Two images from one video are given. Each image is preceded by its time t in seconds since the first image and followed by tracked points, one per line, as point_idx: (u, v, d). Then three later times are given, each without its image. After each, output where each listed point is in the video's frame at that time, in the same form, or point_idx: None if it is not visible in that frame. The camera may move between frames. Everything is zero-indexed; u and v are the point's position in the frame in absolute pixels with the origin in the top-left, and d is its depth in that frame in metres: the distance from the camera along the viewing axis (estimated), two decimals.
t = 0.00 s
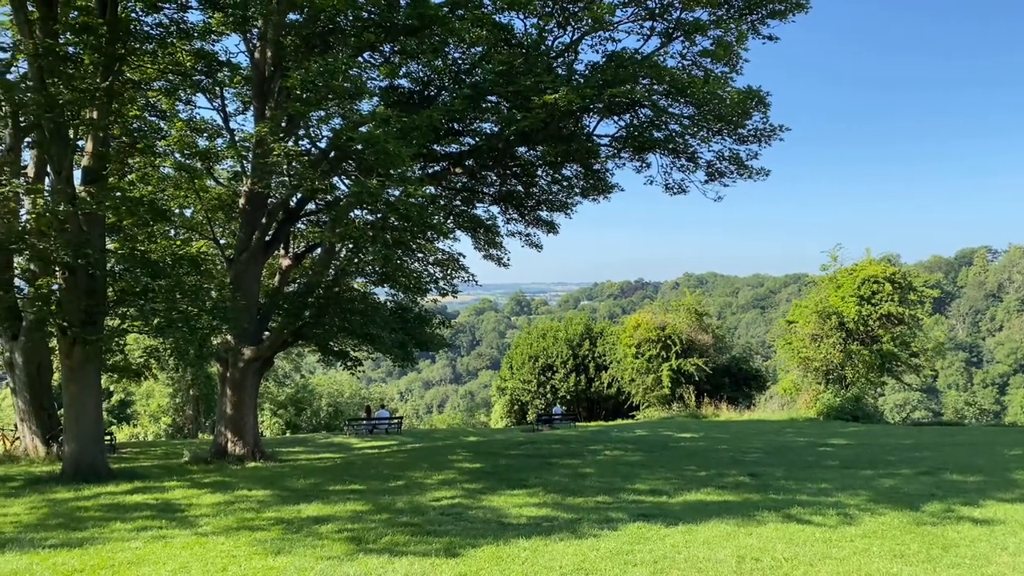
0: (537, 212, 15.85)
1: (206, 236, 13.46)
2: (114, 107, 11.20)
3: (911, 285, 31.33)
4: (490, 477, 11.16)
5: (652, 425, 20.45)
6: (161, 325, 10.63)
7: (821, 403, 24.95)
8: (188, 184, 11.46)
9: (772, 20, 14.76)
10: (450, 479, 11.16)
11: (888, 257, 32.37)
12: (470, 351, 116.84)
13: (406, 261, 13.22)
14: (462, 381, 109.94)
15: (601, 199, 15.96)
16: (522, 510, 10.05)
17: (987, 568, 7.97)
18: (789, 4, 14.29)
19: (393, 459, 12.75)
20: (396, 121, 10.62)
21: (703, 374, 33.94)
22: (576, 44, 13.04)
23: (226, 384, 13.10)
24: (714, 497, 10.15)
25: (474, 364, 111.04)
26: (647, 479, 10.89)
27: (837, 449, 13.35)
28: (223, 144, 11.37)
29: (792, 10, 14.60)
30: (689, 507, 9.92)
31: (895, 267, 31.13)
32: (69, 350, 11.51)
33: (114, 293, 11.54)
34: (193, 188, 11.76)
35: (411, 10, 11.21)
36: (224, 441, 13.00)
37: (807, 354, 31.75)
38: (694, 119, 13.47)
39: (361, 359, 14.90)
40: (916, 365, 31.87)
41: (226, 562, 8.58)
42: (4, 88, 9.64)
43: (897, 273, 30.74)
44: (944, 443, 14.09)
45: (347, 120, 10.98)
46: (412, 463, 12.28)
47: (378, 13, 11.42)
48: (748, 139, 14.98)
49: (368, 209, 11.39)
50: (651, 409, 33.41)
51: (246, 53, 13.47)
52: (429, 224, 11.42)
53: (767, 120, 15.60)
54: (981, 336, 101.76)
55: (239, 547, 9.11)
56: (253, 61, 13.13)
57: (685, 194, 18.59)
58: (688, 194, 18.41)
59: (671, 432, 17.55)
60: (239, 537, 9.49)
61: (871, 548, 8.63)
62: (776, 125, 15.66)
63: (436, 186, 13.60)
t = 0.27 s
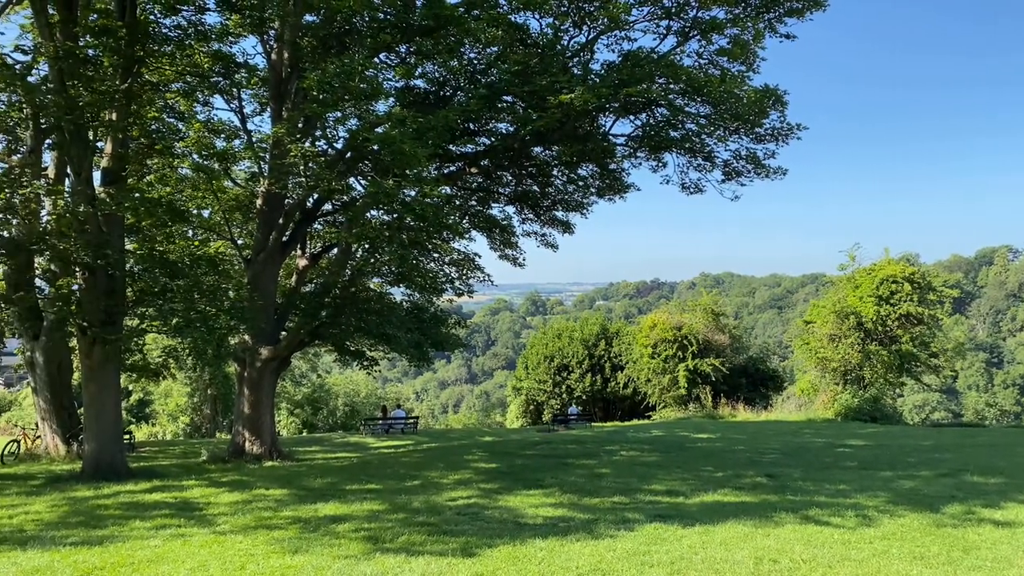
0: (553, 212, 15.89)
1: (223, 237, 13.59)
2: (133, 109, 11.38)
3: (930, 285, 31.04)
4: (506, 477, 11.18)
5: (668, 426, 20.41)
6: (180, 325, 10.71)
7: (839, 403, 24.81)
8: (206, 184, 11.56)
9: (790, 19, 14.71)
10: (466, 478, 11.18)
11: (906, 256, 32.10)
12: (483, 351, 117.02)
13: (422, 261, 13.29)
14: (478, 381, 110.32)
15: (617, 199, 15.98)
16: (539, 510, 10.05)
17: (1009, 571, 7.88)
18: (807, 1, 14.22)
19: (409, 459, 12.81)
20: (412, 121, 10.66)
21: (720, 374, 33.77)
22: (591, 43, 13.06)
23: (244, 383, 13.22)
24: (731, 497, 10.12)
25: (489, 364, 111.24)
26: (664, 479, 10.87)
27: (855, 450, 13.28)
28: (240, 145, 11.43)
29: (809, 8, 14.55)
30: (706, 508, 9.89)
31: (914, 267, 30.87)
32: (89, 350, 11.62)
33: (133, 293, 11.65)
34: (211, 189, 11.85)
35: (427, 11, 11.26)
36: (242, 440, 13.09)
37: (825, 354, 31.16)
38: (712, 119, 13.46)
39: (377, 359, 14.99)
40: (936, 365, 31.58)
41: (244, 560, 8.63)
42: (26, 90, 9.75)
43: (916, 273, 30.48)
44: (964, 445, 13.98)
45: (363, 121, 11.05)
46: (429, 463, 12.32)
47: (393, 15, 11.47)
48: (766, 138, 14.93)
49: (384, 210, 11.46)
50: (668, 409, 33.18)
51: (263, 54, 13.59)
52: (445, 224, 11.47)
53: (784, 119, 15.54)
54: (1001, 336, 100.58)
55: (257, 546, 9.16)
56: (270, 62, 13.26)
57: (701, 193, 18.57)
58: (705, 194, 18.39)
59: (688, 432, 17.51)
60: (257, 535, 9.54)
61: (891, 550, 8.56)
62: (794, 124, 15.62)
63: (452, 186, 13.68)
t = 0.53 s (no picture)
0: (565, 211, 15.92)
1: (237, 237, 13.70)
2: (147, 109, 11.50)
3: (946, 284, 30.79)
4: (519, 477, 11.19)
5: (681, 426, 20.38)
6: (194, 324, 10.73)
7: (853, 404, 24.71)
8: (220, 185, 11.65)
9: (804, 17, 14.65)
10: (479, 478, 11.20)
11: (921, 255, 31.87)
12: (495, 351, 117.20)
13: (434, 261, 13.34)
14: (490, 381, 110.54)
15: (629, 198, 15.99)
16: (551, 510, 10.05)
17: None
18: None
19: (422, 458, 12.84)
20: (424, 121, 10.69)
21: (733, 374, 33.62)
22: (604, 42, 13.08)
23: (257, 383, 13.30)
24: (745, 498, 10.09)
25: (501, 364, 111.42)
26: (677, 479, 10.86)
27: (870, 450, 13.23)
28: (254, 146, 11.48)
29: (824, 6, 14.48)
30: (719, 508, 9.87)
31: (929, 266, 30.63)
32: (104, 349, 11.72)
33: (147, 293, 11.72)
34: (225, 189, 11.97)
35: (440, 11, 11.30)
36: (255, 439, 13.20)
37: (839, 354, 31.18)
38: (725, 118, 13.44)
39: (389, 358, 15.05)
40: (952, 365, 31.33)
41: (258, 559, 8.66)
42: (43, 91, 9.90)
43: (932, 272, 30.25)
44: (980, 445, 13.88)
45: (376, 121, 11.09)
46: (441, 462, 12.35)
47: (406, 15, 11.49)
48: (780, 137, 14.91)
49: (397, 210, 11.50)
50: (681, 410, 33.18)
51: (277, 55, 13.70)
52: (458, 224, 11.49)
53: (799, 117, 15.50)
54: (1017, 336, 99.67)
55: (271, 544, 9.19)
56: (284, 63, 13.34)
57: (715, 192, 18.57)
58: (718, 192, 18.38)
59: (701, 432, 17.48)
60: (271, 534, 9.57)
61: (906, 551, 8.50)
62: (808, 122, 15.57)
63: (464, 185, 13.75)
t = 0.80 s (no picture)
0: (576, 211, 15.96)
1: (250, 236, 13.81)
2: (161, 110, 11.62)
3: (961, 284, 30.54)
4: (530, 477, 11.19)
5: (693, 426, 20.34)
6: (207, 324, 10.77)
7: (867, 404, 24.58)
8: (232, 185, 11.74)
9: (817, 15, 14.59)
10: (490, 478, 11.21)
11: (935, 255, 31.63)
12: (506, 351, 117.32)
13: (446, 260, 13.39)
14: (501, 381, 110.75)
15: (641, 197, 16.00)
16: (563, 510, 10.05)
17: None
18: None
19: (434, 458, 12.87)
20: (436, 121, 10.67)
21: (745, 374, 33.50)
22: (615, 41, 13.09)
23: (270, 382, 13.39)
24: (757, 498, 10.06)
25: (513, 364, 111.55)
26: (689, 479, 10.85)
27: (883, 450, 13.17)
28: (266, 146, 11.75)
29: (838, 4, 14.41)
30: (732, 508, 9.84)
31: (944, 266, 30.39)
32: (118, 349, 11.80)
33: (161, 293, 11.79)
34: (238, 189, 12.07)
35: (451, 11, 11.31)
36: (268, 438, 13.31)
37: (852, 354, 31.02)
38: (738, 117, 13.43)
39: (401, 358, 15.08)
40: (967, 365, 31.09)
41: (271, 558, 8.69)
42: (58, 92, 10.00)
43: (947, 272, 30.02)
44: (996, 446, 13.79)
45: (387, 121, 11.14)
46: (453, 461, 12.38)
47: (417, 15, 11.44)
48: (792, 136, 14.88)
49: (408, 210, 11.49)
50: (693, 410, 33.24)
51: (288, 55, 13.80)
52: (469, 224, 11.48)
53: (812, 116, 15.45)
54: None
55: (283, 543, 9.22)
56: (295, 63, 13.36)
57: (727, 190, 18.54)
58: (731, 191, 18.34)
59: (713, 432, 17.46)
60: (283, 533, 9.60)
61: (921, 553, 8.44)
62: (821, 121, 15.52)
63: (476, 185, 13.83)
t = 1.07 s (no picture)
0: (588, 211, 15.97)
1: (263, 236, 13.91)
2: (174, 110, 11.72)
3: (976, 283, 30.33)
4: (542, 477, 11.20)
5: (705, 426, 20.30)
6: (220, 324, 10.82)
7: (881, 404, 24.45)
8: (246, 185, 11.83)
9: (831, 13, 14.53)
10: (502, 477, 11.22)
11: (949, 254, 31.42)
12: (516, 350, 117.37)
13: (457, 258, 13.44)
14: (513, 381, 110.91)
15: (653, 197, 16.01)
16: (575, 510, 10.05)
17: None
18: None
19: (446, 457, 12.90)
20: (448, 121, 10.72)
21: (758, 374, 33.39)
22: (628, 40, 13.10)
23: (283, 381, 13.48)
24: (771, 499, 10.03)
25: (524, 363, 111.58)
26: (701, 480, 10.83)
27: (898, 451, 13.11)
28: (278, 146, 11.81)
29: (852, 2, 14.35)
30: (745, 509, 9.81)
31: (958, 265, 30.18)
32: (132, 348, 11.84)
33: (174, 293, 11.84)
34: (250, 189, 12.13)
35: (464, 11, 11.36)
36: (281, 437, 13.41)
37: (866, 354, 30.86)
38: (751, 116, 13.41)
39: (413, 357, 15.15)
40: (982, 365, 30.86)
41: (284, 557, 8.72)
42: (74, 94, 10.05)
43: (961, 271, 29.81)
44: (1012, 447, 13.69)
45: (399, 121, 11.17)
46: (465, 460, 12.42)
47: (429, 16, 11.52)
48: (806, 134, 14.86)
49: (420, 210, 11.57)
50: (705, 409, 33.14)
51: (301, 56, 13.89)
52: (481, 223, 11.54)
53: (826, 114, 15.42)
54: None
55: (296, 542, 9.26)
56: (308, 64, 13.50)
57: (739, 190, 18.53)
58: (743, 190, 18.32)
59: (725, 432, 17.42)
60: (296, 532, 9.64)
61: (936, 554, 8.38)
62: (835, 119, 15.47)
63: (487, 185, 13.89)
